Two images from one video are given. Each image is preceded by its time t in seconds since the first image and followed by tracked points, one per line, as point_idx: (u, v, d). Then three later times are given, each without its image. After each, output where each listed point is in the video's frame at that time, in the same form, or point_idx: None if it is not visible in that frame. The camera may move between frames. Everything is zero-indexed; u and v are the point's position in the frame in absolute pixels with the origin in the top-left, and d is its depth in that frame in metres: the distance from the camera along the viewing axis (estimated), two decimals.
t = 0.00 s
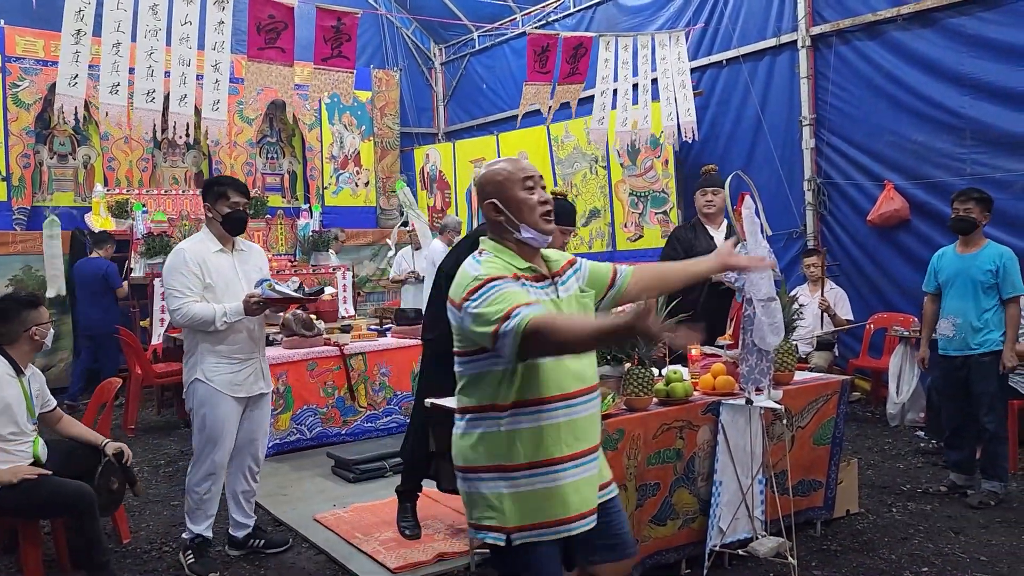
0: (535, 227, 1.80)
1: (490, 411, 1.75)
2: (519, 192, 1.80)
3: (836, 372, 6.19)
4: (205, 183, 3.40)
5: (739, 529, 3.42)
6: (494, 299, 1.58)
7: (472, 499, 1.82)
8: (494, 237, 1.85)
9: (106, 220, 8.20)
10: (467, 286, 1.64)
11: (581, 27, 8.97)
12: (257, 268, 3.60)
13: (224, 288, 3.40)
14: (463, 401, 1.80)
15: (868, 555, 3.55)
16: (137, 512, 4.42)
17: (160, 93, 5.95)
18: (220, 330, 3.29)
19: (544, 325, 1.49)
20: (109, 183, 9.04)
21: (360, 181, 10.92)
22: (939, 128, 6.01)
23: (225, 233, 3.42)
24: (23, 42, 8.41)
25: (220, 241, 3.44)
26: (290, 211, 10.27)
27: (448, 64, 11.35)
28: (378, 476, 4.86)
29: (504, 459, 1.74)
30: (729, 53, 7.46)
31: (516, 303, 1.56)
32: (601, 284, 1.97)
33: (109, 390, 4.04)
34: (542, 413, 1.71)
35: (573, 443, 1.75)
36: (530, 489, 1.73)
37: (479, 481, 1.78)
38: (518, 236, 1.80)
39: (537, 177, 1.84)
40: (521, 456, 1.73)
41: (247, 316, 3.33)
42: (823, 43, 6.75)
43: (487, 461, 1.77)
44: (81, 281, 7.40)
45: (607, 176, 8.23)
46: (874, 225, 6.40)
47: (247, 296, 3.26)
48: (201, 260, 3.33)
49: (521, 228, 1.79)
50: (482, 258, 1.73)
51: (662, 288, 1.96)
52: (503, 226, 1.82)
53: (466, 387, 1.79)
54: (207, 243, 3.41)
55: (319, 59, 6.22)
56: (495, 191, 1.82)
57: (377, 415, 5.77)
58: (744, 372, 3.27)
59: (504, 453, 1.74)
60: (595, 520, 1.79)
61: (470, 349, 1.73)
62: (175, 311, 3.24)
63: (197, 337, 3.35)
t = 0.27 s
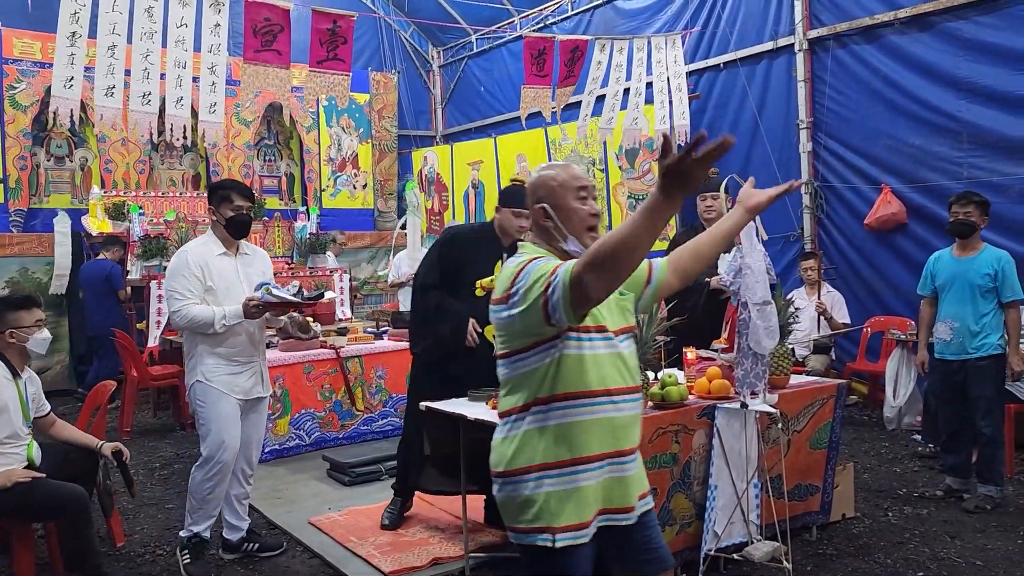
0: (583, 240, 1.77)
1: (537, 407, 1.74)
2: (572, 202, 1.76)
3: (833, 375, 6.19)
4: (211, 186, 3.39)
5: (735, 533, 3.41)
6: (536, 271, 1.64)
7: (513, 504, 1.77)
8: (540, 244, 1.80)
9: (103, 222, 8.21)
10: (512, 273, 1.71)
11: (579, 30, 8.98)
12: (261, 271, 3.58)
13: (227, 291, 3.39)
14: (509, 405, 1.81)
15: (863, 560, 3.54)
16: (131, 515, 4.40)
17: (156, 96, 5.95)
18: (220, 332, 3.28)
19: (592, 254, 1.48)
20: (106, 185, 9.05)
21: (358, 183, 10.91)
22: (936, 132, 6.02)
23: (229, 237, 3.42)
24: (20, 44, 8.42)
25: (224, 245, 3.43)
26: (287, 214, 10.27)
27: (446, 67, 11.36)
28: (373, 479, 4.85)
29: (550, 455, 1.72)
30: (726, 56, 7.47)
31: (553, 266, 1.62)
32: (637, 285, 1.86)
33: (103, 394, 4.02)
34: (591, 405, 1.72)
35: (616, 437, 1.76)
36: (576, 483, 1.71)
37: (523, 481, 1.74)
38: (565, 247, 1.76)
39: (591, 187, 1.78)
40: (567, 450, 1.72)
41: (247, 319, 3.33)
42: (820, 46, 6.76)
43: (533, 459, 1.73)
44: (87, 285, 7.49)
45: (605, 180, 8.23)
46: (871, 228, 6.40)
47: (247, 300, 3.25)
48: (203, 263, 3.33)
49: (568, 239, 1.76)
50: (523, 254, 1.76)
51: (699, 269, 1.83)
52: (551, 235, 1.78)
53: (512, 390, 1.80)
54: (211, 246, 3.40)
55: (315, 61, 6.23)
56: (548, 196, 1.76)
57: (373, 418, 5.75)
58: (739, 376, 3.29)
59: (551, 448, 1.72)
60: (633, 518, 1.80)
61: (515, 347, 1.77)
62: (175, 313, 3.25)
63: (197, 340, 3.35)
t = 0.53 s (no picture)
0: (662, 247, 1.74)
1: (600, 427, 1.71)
2: (646, 213, 1.73)
3: (829, 379, 6.18)
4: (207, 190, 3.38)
5: (729, 537, 3.41)
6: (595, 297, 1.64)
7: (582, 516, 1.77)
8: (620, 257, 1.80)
9: (101, 225, 8.17)
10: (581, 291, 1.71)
11: (576, 34, 9.00)
12: (257, 275, 3.57)
13: (223, 296, 3.39)
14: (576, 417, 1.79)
15: (858, 564, 3.53)
16: (125, 519, 4.40)
17: (152, 99, 5.95)
18: (215, 336, 3.28)
19: (614, 303, 1.50)
20: (103, 188, 9.05)
21: (355, 186, 10.88)
22: (933, 136, 6.02)
23: (225, 242, 3.41)
24: (17, 46, 8.43)
25: (220, 249, 3.42)
26: (285, 217, 10.26)
27: (444, 70, 11.37)
28: (369, 482, 4.84)
29: (616, 477, 1.69)
30: (723, 60, 7.47)
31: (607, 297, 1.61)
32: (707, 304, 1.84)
33: (97, 397, 4.02)
34: (661, 428, 1.67)
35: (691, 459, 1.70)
36: (643, 508, 1.67)
37: (588, 497, 1.74)
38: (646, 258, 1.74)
39: (665, 198, 1.76)
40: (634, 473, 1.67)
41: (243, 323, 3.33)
42: (817, 50, 6.77)
43: (598, 477, 1.72)
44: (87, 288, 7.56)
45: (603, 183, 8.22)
46: (867, 232, 6.41)
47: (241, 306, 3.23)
48: (198, 267, 3.32)
49: (647, 249, 1.74)
50: (603, 270, 1.76)
51: (749, 296, 1.91)
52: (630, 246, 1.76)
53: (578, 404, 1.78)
54: (207, 250, 3.40)
55: (311, 65, 6.24)
56: (623, 211, 1.74)
57: (371, 422, 5.73)
58: (733, 381, 3.25)
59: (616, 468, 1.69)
60: (709, 541, 1.75)
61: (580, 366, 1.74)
62: (169, 317, 3.24)
63: (192, 344, 3.34)
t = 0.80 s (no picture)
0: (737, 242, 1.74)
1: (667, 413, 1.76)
2: (721, 206, 1.74)
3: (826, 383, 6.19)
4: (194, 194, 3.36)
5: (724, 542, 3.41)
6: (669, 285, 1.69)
7: (643, 504, 1.80)
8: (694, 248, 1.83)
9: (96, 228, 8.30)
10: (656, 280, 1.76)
11: (574, 39, 9.03)
12: (245, 279, 3.58)
13: (213, 300, 3.39)
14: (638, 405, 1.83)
15: (853, 569, 3.53)
16: (121, 523, 4.39)
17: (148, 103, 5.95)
18: (208, 341, 3.27)
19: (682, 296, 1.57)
20: (100, 192, 9.04)
21: (353, 190, 10.96)
22: (929, 141, 6.04)
23: (214, 245, 3.41)
24: (14, 50, 8.45)
25: (208, 253, 3.42)
26: (282, 220, 10.26)
27: (441, 75, 11.31)
28: (365, 486, 4.83)
29: (686, 461, 1.74)
30: (719, 64, 7.49)
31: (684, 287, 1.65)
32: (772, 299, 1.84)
33: (94, 400, 4.00)
34: (729, 415, 1.72)
35: (755, 447, 1.74)
36: (712, 492, 1.73)
37: (651, 483, 1.77)
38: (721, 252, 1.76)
39: (739, 191, 1.77)
40: (704, 457, 1.73)
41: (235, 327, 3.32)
42: (813, 55, 6.79)
43: (664, 462, 1.76)
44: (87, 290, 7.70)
45: (601, 188, 8.24)
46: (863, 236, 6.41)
47: (235, 308, 3.25)
48: (189, 272, 3.31)
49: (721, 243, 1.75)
50: (678, 262, 1.81)
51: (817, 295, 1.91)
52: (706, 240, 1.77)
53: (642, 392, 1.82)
54: (196, 254, 3.39)
55: (306, 69, 6.24)
56: (697, 204, 1.75)
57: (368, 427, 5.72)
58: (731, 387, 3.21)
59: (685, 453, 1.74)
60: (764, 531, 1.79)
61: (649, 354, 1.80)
62: (162, 323, 3.23)
63: (185, 349, 3.33)
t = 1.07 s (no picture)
0: (774, 248, 1.75)
1: (715, 418, 1.71)
2: (763, 214, 1.73)
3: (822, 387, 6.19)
4: (182, 198, 3.36)
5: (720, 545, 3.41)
6: (726, 290, 1.57)
7: (695, 511, 1.73)
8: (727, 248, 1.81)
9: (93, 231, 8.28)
10: (704, 282, 1.65)
11: (571, 43, 9.05)
12: (234, 283, 3.58)
13: (204, 304, 3.39)
14: (679, 411, 1.78)
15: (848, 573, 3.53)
16: (116, 527, 4.38)
17: (144, 106, 5.95)
18: (201, 346, 3.28)
19: (761, 305, 1.44)
20: (97, 195, 9.04)
21: (350, 194, 10.95)
22: (924, 145, 6.06)
23: (203, 249, 3.41)
24: (12, 53, 8.47)
25: (197, 256, 3.42)
26: (279, 224, 10.26)
27: (439, 78, 11.37)
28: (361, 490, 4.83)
29: (739, 461, 1.71)
30: (716, 69, 7.51)
31: (743, 297, 1.55)
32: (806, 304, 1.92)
33: (89, 403, 3.99)
34: (780, 419, 1.71)
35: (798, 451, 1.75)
36: (770, 490, 1.72)
37: (705, 488, 1.71)
38: (757, 257, 1.76)
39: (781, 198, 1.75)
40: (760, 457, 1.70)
41: (229, 331, 3.34)
42: (809, 60, 6.81)
43: (718, 465, 1.71)
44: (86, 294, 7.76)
45: (598, 192, 8.25)
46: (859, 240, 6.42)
47: (229, 312, 3.26)
48: (179, 276, 3.31)
49: (762, 248, 1.75)
50: (720, 264, 1.72)
51: (860, 298, 1.95)
52: (741, 244, 1.77)
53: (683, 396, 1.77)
54: (185, 258, 3.39)
55: (304, 73, 6.25)
56: (738, 208, 1.74)
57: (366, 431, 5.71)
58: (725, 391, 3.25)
59: (739, 454, 1.72)
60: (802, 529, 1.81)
61: (689, 358, 1.75)
62: (153, 328, 3.23)
63: (176, 355, 3.33)
